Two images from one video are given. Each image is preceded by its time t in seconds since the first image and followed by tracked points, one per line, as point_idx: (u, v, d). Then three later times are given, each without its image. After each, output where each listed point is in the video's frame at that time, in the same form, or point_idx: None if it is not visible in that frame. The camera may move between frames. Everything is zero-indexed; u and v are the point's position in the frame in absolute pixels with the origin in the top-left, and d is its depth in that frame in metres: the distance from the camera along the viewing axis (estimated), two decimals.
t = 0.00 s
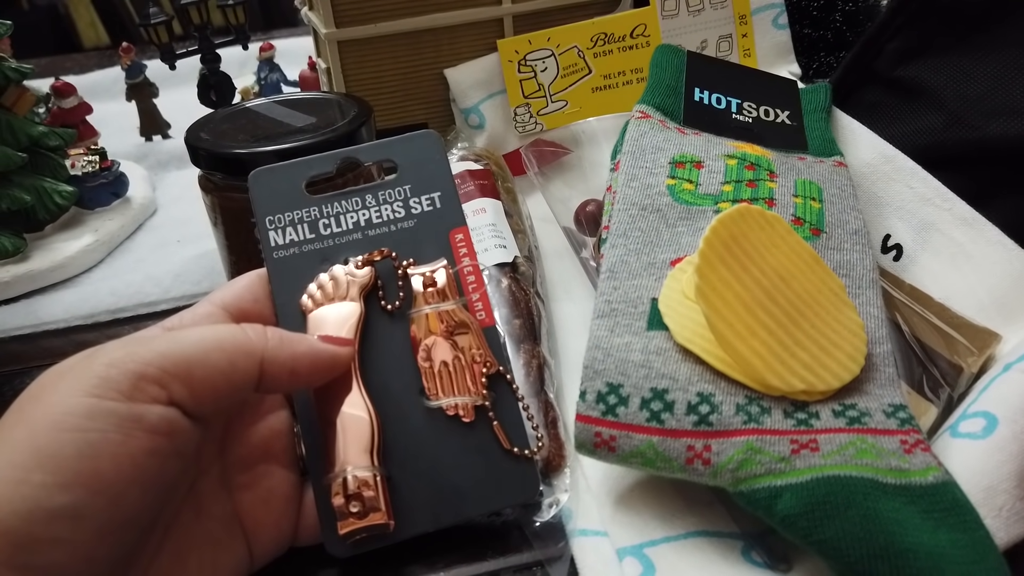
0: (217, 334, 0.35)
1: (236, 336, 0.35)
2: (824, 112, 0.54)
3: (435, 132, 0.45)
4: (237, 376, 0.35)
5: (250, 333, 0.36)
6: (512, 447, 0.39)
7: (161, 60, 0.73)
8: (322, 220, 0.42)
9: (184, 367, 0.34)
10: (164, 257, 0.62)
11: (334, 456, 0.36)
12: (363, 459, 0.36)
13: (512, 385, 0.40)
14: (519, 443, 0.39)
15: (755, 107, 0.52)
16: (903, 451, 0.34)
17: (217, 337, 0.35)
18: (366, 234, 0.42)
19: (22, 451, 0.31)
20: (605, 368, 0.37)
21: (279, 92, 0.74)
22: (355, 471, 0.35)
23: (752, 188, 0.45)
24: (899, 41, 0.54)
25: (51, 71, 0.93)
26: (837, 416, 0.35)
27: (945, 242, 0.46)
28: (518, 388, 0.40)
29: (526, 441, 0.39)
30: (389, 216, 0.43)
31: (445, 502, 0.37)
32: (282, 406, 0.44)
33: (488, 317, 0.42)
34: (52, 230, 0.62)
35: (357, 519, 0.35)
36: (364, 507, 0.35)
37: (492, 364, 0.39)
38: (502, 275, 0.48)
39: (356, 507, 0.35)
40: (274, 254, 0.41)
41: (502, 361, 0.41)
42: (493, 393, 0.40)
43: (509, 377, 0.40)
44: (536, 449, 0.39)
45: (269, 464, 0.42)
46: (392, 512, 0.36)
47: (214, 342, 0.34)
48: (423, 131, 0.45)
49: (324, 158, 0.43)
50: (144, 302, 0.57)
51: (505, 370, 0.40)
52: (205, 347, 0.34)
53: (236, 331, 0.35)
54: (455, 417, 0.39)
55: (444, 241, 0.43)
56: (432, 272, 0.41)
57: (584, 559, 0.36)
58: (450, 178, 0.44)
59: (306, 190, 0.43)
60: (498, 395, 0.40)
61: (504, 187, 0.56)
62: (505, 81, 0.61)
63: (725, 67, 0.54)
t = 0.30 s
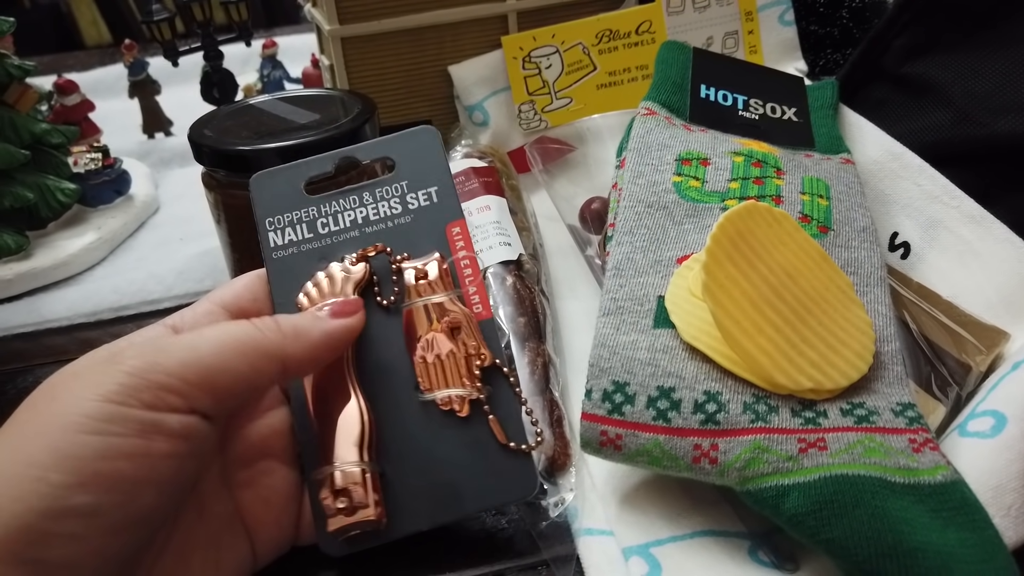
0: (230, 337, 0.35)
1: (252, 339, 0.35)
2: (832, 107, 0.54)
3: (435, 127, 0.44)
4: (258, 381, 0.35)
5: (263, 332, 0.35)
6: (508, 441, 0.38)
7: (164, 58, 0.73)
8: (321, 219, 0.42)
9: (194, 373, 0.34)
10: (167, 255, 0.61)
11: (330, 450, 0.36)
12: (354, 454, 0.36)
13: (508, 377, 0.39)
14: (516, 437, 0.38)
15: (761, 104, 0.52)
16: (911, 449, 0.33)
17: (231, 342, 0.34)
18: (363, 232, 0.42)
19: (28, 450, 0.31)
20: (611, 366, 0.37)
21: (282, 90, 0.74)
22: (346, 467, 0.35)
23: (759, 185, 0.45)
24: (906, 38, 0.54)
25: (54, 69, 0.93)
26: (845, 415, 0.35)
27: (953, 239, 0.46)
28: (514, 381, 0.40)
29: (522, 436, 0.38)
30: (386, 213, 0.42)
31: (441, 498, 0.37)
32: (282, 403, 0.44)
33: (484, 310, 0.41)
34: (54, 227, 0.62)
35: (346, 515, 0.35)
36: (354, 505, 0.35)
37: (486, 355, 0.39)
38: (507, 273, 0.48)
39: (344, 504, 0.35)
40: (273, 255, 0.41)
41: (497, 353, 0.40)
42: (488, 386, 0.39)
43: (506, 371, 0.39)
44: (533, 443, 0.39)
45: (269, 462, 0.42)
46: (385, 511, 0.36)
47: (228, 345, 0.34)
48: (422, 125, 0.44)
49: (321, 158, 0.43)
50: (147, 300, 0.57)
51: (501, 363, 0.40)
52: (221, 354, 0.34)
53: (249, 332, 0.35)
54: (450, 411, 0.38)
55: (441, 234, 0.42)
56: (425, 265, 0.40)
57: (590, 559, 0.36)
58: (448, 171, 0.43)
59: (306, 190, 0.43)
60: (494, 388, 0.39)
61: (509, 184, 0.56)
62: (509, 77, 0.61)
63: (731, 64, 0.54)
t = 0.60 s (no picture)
0: (258, 381, 0.31)
1: (284, 388, 0.32)
2: (835, 107, 0.53)
3: (425, 102, 0.39)
4: (284, 423, 0.33)
5: (297, 378, 0.32)
6: (467, 456, 0.34)
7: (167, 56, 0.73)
8: (314, 211, 0.40)
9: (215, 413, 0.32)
10: (169, 254, 0.61)
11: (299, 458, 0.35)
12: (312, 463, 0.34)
13: (473, 382, 0.35)
14: (477, 451, 0.34)
15: (765, 103, 0.52)
16: (916, 451, 0.33)
17: (259, 388, 0.32)
18: (350, 222, 0.39)
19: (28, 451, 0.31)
20: (614, 366, 0.37)
21: (284, 88, 0.74)
22: (301, 477, 0.33)
23: (763, 184, 0.44)
24: (910, 36, 0.53)
25: (56, 67, 0.93)
26: (849, 416, 0.35)
27: (957, 239, 0.46)
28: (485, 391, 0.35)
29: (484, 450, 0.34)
30: (372, 201, 0.39)
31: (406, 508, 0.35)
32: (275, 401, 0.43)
33: (456, 308, 0.35)
34: (57, 226, 0.61)
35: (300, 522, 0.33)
36: (308, 517, 0.33)
37: (446, 361, 0.34)
38: (509, 272, 0.48)
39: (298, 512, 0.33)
40: (273, 250, 0.41)
41: (466, 355, 0.35)
42: (453, 393, 0.35)
43: (471, 375, 0.35)
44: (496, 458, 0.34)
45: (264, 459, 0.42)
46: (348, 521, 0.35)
47: (252, 392, 0.32)
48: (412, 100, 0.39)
49: (316, 146, 0.42)
50: (149, 299, 0.56)
51: (465, 366, 0.35)
52: (248, 399, 0.32)
53: (280, 378, 0.32)
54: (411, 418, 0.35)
55: (421, 224, 0.37)
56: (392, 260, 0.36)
57: (592, 560, 0.36)
58: (432, 151, 0.38)
59: (305, 184, 0.42)
60: (459, 397, 0.35)
61: (511, 184, 0.56)
62: (512, 76, 0.61)
63: (734, 63, 0.53)
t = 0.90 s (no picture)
0: (243, 381, 0.31)
1: (269, 387, 0.31)
2: (835, 108, 0.53)
3: (414, 105, 0.38)
4: (283, 420, 0.32)
5: (283, 375, 0.31)
6: (427, 471, 0.32)
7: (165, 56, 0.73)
8: (313, 217, 0.40)
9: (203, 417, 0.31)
10: (166, 255, 0.61)
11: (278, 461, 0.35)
12: (285, 470, 0.34)
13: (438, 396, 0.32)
14: (439, 467, 0.33)
15: (763, 105, 0.52)
16: (912, 459, 0.33)
17: (244, 391, 0.31)
18: (342, 228, 0.39)
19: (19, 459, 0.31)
20: (610, 372, 0.36)
21: (283, 89, 0.74)
22: (270, 484, 0.34)
23: (761, 188, 0.44)
24: (910, 38, 0.53)
25: (55, 66, 0.93)
26: (846, 424, 0.35)
27: (957, 243, 0.45)
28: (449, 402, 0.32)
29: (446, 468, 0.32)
30: (362, 207, 0.38)
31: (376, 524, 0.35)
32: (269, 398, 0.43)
33: (428, 314, 0.33)
34: (54, 227, 0.61)
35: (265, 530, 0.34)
36: (276, 528, 0.33)
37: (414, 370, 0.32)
38: (506, 276, 0.48)
39: (268, 522, 0.33)
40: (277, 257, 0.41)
41: (433, 366, 0.33)
42: (419, 405, 0.33)
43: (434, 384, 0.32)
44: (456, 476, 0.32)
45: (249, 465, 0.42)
46: (321, 530, 0.35)
47: (235, 392, 0.31)
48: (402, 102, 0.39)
49: (319, 152, 0.42)
50: (146, 301, 0.56)
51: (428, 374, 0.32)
52: (235, 400, 0.31)
53: (265, 377, 0.31)
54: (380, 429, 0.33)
55: (402, 228, 0.36)
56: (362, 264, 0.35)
57: (587, 566, 0.36)
58: (417, 153, 0.37)
59: (307, 189, 0.42)
60: (424, 410, 0.33)
61: (508, 186, 0.55)
62: (510, 77, 0.60)
63: (733, 64, 0.53)
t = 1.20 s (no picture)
0: (230, 376, 0.30)
1: (254, 381, 0.30)
2: (834, 106, 0.53)
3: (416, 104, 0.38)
4: (267, 415, 0.32)
5: (271, 369, 0.30)
6: (410, 481, 0.32)
7: (162, 53, 0.72)
8: (311, 213, 0.40)
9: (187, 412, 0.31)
10: (163, 252, 0.61)
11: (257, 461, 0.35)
12: (268, 473, 0.34)
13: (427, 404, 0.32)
14: (424, 477, 0.32)
15: (762, 102, 0.51)
16: (911, 458, 0.33)
17: (229, 388, 0.31)
18: (339, 226, 0.38)
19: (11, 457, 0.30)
20: (607, 370, 0.36)
21: (281, 86, 0.74)
22: (253, 485, 0.33)
23: (759, 185, 0.44)
24: (910, 35, 0.53)
25: (53, 62, 0.93)
26: (844, 422, 0.34)
27: (956, 241, 0.45)
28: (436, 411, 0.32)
29: (431, 477, 0.32)
30: (359, 205, 0.38)
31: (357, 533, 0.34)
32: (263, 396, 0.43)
33: (421, 321, 0.33)
34: (50, 224, 0.61)
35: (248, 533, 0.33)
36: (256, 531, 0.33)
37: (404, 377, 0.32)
38: (503, 273, 0.47)
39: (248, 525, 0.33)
40: (272, 253, 0.41)
41: (423, 373, 0.33)
42: (405, 412, 0.33)
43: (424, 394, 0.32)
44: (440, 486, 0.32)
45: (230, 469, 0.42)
46: (302, 535, 0.35)
47: (220, 385, 0.31)
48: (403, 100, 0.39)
49: (318, 148, 0.42)
50: (142, 298, 0.56)
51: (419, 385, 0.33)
52: (220, 395, 0.31)
53: (252, 372, 0.30)
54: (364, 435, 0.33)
55: (400, 230, 0.36)
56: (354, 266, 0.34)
57: (583, 564, 0.35)
58: (418, 153, 0.37)
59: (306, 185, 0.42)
60: (410, 422, 0.33)
61: (506, 183, 0.55)
62: (509, 74, 0.60)
63: (733, 61, 0.53)
